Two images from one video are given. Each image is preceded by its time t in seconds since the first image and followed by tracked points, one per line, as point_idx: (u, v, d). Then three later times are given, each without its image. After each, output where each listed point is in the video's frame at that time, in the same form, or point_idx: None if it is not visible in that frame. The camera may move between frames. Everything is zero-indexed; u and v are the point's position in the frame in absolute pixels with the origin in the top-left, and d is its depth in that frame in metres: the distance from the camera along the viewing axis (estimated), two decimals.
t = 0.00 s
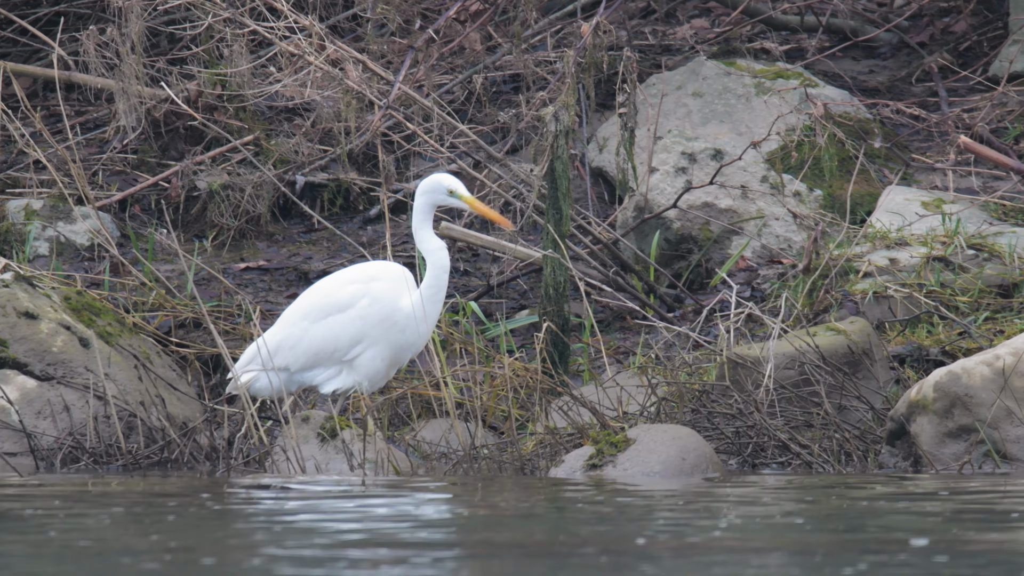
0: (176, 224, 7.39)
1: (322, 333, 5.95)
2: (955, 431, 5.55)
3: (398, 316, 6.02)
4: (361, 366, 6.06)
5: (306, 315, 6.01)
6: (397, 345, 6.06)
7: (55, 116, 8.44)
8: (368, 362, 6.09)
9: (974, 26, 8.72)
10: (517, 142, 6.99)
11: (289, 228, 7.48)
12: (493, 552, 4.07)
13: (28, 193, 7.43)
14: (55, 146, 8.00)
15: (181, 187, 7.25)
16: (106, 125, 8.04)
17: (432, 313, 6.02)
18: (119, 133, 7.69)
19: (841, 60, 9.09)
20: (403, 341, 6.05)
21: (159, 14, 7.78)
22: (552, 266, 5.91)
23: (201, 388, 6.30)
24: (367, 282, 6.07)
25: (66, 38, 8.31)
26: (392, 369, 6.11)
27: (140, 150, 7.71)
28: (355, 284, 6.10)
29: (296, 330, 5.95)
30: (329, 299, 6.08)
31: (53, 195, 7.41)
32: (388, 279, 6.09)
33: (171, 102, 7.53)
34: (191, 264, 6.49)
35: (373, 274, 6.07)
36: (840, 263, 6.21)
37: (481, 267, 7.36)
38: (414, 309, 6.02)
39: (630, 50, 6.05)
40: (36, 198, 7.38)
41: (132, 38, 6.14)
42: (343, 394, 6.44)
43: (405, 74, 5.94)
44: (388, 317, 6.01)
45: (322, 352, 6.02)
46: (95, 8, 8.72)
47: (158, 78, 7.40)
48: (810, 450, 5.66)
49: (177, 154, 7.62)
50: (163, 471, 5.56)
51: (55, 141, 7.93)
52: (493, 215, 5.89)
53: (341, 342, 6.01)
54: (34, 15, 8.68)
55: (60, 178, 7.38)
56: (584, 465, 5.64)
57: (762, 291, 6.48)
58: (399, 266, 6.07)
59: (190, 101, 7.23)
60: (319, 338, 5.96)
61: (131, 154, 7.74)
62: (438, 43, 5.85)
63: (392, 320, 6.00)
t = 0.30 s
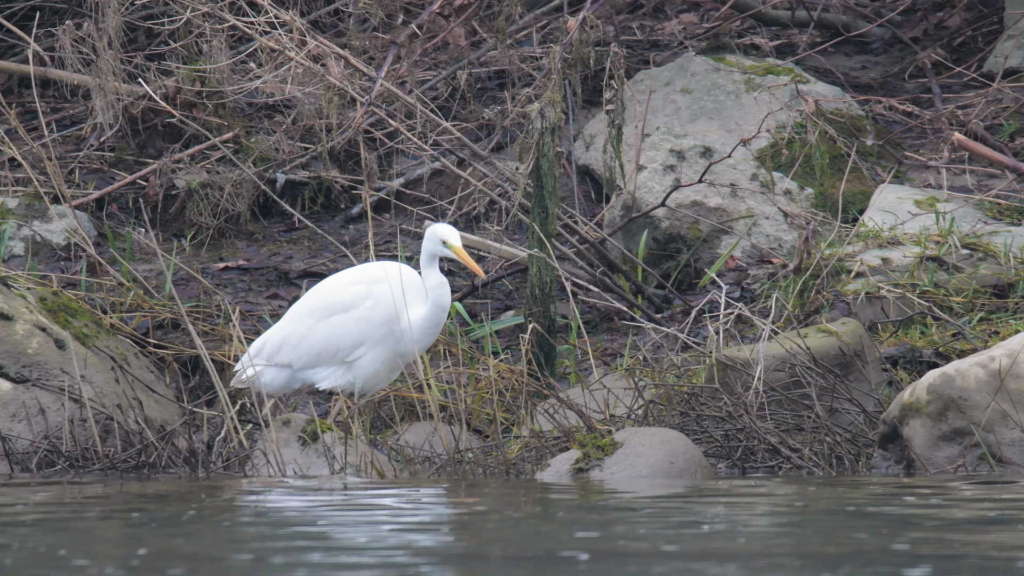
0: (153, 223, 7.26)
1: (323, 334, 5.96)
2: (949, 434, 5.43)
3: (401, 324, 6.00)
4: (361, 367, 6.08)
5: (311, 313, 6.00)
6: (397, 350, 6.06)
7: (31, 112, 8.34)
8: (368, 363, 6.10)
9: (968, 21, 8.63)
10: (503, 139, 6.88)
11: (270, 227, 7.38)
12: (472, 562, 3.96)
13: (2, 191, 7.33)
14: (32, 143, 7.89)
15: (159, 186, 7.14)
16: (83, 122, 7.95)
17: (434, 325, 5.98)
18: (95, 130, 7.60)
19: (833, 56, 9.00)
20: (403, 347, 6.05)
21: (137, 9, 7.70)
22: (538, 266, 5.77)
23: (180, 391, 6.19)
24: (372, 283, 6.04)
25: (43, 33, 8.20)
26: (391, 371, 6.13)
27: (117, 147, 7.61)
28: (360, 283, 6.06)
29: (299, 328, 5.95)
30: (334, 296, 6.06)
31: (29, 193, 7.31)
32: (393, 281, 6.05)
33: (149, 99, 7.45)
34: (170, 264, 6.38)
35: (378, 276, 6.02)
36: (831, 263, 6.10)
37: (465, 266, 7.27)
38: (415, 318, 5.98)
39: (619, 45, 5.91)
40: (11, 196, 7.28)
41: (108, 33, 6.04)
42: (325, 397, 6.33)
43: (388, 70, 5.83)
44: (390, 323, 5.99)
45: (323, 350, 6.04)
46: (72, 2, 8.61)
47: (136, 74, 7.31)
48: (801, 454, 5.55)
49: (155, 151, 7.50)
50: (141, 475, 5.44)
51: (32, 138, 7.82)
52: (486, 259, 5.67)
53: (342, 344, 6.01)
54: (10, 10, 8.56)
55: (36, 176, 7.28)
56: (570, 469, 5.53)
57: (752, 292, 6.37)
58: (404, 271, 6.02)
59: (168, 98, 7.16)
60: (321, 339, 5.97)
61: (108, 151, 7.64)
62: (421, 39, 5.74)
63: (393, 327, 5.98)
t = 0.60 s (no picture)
0: (134, 223, 7.21)
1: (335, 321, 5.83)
2: (937, 436, 5.41)
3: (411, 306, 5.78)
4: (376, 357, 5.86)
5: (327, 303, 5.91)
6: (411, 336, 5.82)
7: (10, 111, 8.28)
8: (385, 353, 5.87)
9: (956, 19, 8.60)
10: (487, 139, 6.83)
11: (252, 227, 7.33)
12: (452, 566, 3.92)
13: None
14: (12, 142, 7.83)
15: (140, 185, 7.12)
16: (64, 121, 7.90)
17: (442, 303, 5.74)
18: (76, 130, 7.54)
19: (820, 54, 8.97)
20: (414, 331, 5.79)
21: (118, 8, 7.67)
22: (522, 266, 5.74)
23: (162, 392, 6.14)
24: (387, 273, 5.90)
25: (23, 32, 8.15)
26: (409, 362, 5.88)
27: (98, 146, 7.56)
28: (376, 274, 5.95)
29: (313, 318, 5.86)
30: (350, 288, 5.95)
31: (9, 193, 7.27)
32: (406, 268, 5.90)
33: (129, 98, 7.46)
34: (151, 264, 6.33)
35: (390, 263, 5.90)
36: (818, 263, 6.05)
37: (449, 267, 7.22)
38: (425, 301, 5.76)
39: (603, 43, 5.85)
40: None
41: (90, 31, 6.21)
42: (308, 398, 6.28)
43: (371, 69, 5.78)
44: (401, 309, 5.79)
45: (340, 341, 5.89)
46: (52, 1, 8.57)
47: (117, 73, 7.28)
48: (787, 456, 5.49)
49: (136, 150, 7.51)
50: (122, 478, 5.39)
51: (12, 138, 7.77)
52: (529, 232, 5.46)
53: (354, 332, 5.84)
54: None
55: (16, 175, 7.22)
56: (556, 470, 5.47)
57: (739, 292, 6.32)
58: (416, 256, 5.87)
59: (148, 96, 7.17)
60: (334, 327, 5.83)
61: (89, 151, 7.57)
62: (404, 37, 5.69)
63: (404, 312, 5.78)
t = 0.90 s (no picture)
0: (119, 223, 7.23)
1: (351, 301, 5.92)
2: (921, 436, 5.42)
3: (425, 299, 5.91)
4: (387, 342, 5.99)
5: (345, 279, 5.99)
6: (423, 326, 5.97)
7: None
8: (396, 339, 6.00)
9: (941, 19, 8.63)
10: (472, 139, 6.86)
11: (237, 227, 7.34)
12: (434, 565, 3.92)
13: None
14: None
15: (125, 185, 7.14)
16: (48, 121, 7.90)
17: (457, 301, 5.86)
18: (61, 130, 7.53)
19: (805, 55, 8.98)
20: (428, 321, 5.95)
21: (103, 8, 7.67)
22: (507, 267, 5.75)
23: (146, 392, 6.14)
24: (404, 258, 5.98)
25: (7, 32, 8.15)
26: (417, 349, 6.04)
27: (83, 146, 7.55)
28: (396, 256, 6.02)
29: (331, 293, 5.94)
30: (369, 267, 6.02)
31: None
32: (424, 255, 5.98)
33: (114, 98, 7.47)
34: (135, 264, 6.32)
35: (410, 249, 5.97)
36: (803, 263, 6.05)
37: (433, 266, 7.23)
38: (440, 295, 5.88)
39: (588, 43, 5.86)
40: None
41: (74, 31, 6.27)
42: (293, 398, 6.28)
43: (355, 69, 5.78)
44: (416, 300, 5.91)
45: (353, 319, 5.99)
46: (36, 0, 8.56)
47: (101, 73, 7.29)
48: (771, 456, 5.49)
49: (121, 150, 7.53)
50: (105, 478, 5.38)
51: None
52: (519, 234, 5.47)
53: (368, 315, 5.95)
54: None
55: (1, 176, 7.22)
56: (541, 470, 5.47)
57: (723, 292, 6.32)
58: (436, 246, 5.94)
59: (133, 96, 7.17)
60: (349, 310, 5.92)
61: (74, 151, 7.58)
62: (388, 37, 5.69)
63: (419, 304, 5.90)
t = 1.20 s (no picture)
0: (105, 223, 7.22)
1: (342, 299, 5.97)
2: (907, 435, 5.41)
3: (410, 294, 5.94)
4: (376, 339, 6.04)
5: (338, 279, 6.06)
6: (410, 322, 5.97)
7: None
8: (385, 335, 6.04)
9: (927, 19, 8.65)
10: (457, 139, 6.86)
11: (223, 226, 7.35)
12: (417, 564, 3.92)
13: None
14: None
15: (111, 184, 7.12)
16: (34, 120, 7.90)
17: (440, 296, 5.87)
18: (46, 129, 7.53)
19: (791, 54, 8.99)
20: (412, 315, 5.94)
21: (89, 7, 7.67)
22: (493, 266, 5.75)
23: (132, 391, 6.14)
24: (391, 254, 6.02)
25: None
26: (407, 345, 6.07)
27: (69, 146, 7.55)
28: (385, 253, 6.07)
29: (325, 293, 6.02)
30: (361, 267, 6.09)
31: None
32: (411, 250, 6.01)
33: (100, 97, 7.47)
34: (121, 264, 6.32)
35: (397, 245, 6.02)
36: (789, 262, 6.06)
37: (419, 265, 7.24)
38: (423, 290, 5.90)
39: (574, 43, 5.87)
40: None
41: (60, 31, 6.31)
42: (279, 398, 6.28)
43: (342, 68, 5.78)
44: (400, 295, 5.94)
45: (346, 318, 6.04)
46: None
47: (87, 72, 7.29)
48: (757, 455, 5.49)
49: (107, 150, 7.53)
50: (91, 478, 5.38)
51: None
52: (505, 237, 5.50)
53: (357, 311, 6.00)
54: None
55: None
56: (526, 470, 5.48)
57: (709, 292, 6.32)
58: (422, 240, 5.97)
59: (119, 96, 7.18)
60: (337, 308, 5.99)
61: (60, 150, 7.58)
62: (375, 37, 5.69)
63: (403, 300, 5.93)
